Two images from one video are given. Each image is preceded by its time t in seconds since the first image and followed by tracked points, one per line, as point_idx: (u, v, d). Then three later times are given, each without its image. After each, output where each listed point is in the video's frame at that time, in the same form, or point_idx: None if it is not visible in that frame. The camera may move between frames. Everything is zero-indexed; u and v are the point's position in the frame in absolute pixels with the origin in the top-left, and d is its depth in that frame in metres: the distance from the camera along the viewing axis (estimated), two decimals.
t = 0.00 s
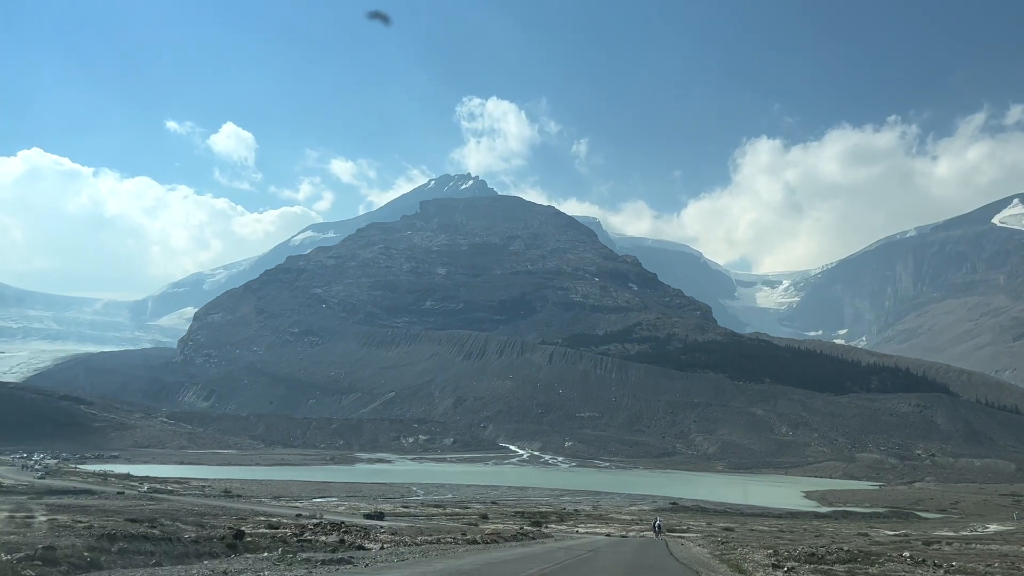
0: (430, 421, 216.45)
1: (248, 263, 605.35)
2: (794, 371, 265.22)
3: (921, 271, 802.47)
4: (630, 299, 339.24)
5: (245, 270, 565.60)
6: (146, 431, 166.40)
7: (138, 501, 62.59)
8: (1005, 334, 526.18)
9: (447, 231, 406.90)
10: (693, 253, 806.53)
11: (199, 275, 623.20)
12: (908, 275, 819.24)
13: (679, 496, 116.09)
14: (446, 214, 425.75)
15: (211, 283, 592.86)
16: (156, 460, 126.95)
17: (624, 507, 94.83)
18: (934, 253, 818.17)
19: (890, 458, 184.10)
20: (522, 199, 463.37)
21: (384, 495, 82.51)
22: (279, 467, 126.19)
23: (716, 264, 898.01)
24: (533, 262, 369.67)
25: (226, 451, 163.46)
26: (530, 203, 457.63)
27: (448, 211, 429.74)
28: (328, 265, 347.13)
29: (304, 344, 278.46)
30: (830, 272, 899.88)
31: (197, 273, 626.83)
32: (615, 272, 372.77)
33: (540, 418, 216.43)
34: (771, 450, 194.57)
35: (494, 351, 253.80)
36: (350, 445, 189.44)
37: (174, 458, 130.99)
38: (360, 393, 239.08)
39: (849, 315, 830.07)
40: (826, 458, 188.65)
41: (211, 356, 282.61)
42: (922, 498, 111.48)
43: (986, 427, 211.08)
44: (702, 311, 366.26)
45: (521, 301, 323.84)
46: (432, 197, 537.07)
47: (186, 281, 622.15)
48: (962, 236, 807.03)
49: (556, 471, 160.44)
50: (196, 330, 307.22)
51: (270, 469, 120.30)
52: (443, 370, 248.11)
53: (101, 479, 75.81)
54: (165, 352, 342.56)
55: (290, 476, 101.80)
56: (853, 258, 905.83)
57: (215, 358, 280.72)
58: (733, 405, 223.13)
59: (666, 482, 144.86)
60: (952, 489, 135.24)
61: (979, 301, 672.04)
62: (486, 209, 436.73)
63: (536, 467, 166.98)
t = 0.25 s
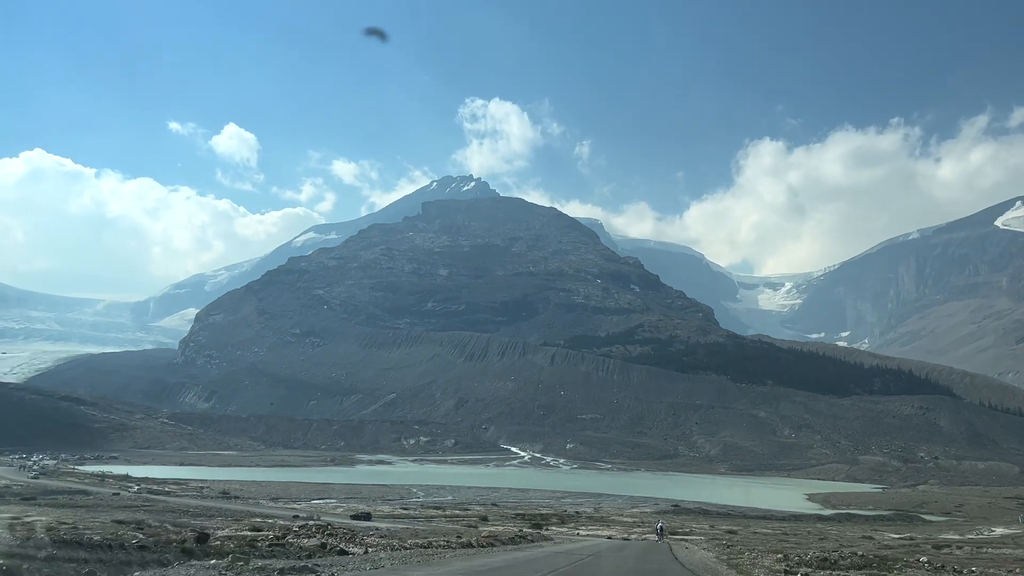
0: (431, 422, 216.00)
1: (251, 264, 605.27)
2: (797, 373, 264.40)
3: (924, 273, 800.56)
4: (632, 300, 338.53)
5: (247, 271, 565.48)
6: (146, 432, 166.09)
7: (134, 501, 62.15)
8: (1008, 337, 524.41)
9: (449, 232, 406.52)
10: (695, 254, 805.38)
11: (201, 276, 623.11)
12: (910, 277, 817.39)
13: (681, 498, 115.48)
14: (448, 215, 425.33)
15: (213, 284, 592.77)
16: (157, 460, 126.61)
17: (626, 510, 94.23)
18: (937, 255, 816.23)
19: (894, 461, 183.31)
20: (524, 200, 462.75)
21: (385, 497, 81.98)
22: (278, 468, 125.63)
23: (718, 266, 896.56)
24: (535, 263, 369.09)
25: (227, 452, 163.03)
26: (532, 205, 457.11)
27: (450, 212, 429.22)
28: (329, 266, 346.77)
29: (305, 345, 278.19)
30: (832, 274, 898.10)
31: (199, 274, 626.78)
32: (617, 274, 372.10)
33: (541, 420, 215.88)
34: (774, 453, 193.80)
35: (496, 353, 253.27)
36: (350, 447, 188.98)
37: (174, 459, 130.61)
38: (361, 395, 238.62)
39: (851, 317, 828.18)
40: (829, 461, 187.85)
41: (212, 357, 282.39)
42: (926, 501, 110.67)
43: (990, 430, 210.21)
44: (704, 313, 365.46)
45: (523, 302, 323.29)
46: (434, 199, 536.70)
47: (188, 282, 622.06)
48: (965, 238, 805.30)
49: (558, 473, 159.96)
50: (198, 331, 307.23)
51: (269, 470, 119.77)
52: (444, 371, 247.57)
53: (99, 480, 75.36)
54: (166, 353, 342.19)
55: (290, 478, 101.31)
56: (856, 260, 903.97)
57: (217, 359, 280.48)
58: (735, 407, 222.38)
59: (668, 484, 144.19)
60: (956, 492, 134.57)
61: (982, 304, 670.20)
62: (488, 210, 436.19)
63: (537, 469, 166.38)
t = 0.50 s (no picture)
0: (433, 426, 214.84)
1: (253, 268, 605.39)
2: (800, 377, 262.82)
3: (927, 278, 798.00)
4: (635, 304, 337.27)
5: (250, 275, 565.40)
6: (146, 435, 165.16)
7: (123, 506, 60.89)
8: (1013, 341, 521.82)
9: (451, 236, 405.78)
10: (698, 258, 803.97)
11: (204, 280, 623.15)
12: (914, 281, 814.78)
13: (685, 503, 114.16)
14: (450, 219, 424.50)
15: (216, 288, 592.72)
16: (155, 464, 125.60)
17: (629, 514, 92.97)
18: (940, 260, 814.08)
19: (899, 465, 181.66)
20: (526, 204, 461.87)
21: (384, 502, 80.85)
22: (278, 472, 124.48)
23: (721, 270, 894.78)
24: (537, 267, 368.06)
25: (226, 456, 161.98)
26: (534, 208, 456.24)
27: (452, 216, 428.45)
28: (331, 269, 345.96)
29: (307, 348, 277.31)
30: (836, 278, 895.63)
31: (202, 278, 626.93)
32: (620, 278, 370.76)
33: (544, 424, 214.60)
34: (778, 457, 192.23)
35: (498, 356, 252.08)
36: (351, 450, 187.76)
37: (174, 463, 129.58)
38: (362, 398, 237.51)
39: (854, 321, 825.29)
40: (834, 465, 186.31)
41: (214, 361, 281.59)
42: (933, 506, 109.24)
43: (996, 434, 208.45)
44: (707, 316, 363.93)
45: (525, 306, 322.10)
46: (436, 203, 536.16)
47: (191, 286, 622.09)
48: (968, 242, 802.99)
49: (560, 477, 158.72)
50: (200, 334, 306.49)
51: (268, 474, 118.75)
52: (446, 375, 246.40)
53: (93, 484, 74.31)
54: (168, 356, 341.45)
55: (288, 482, 100.26)
56: (859, 264, 901.36)
57: (218, 362, 279.64)
58: (739, 411, 220.87)
59: (671, 489, 142.90)
60: (963, 497, 133.11)
61: (986, 308, 667.49)
62: (490, 214, 435.32)
63: (539, 473, 165.14)
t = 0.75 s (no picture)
0: (434, 427, 214.49)
1: (255, 269, 605.50)
2: (802, 377, 262.14)
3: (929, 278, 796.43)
4: (637, 305, 336.66)
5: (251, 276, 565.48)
6: (147, 436, 164.93)
7: (118, 508, 60.54)
8: (1015, 342, 520.44)
9: (453, 237, 405.42)
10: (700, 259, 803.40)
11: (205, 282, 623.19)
12: (916, 282, 813.33)
13: (687, 504, 113.70)
14: (452, 220, 424.06)
15: (217, 290, 592.73)
16: (155, 465, 125.27)
17: (631, 516, 92.49)
18: (942, 260, 813.00)
19: (902, 466, 180.96)
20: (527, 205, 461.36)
21: (383, 503, 80.44)
22: (278, 473, 124.16)
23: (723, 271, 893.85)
24: (539, 268, 367.62)
25: (227, 457, 161.72)
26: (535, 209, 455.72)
27: (454, 217, 428.08)
28: (333, 270, 345.65)
29: (308, 349, 277.03)
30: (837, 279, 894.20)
31: (203, 279, 627.03)
32: (622, 278, 370.09)
33: (545, 425, 214.15)
34: (780, 458, 191.61)
35: (500, 357, 251.62)
36: (352, 451, 187.29)
37: (174, 464, 129.30)
38: (363, 399, 237.18)
39: (856, 322, 823.61)
40: (837, 466, 185.69)
41: (215, 362, 281.42)
42: (936, 507, 108.71)
43: (999, 434, 207.66)
44: (708, 317, 363.19)
45: (526, 306, 321.56)
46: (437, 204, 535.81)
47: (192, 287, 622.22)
48: (970, 243, 801.71)
49: (561, 478, 158.37)
50: (201, 335, 306.32)
51: (267, 475, 118.35)
52: (447, 376, 245.99)
53: (90, 485, 74.04)
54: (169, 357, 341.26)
55: (288, 483, 99.95)
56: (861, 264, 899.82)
57: (219, 363, 279.47)
58: (741, 412, 220.26)
59: (672, 490, 142.54)
60: (966, 498, 132.52)
61: (989, 309, 665.89)
62: (491, 215, 434.96)
63: (540, 474, 164.71)
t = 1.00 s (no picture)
0: (436, 427, 214.13)
1: (257, 270, 605.47)
2: (805, 377, 261.40)
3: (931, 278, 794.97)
4: (638, 305, 336.07)
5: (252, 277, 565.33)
6: (148, 438, 164.57)
7: (116, 510, 60.30)
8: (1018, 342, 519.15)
9: (454, 237, 405.01)
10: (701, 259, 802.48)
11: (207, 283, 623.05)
12: (918, 282, 811.89)
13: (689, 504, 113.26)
14: (453, 220, 423.61)
15: (218, 291, 592.60)
16: (156, 467, 124.93)
17: (633, 516, 91.94)
18: (944, 260, 811.91)
19: (905, 466, 180.27)
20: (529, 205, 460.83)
21: (384, 504, 80.01)
22: (279, 474, 123.72)
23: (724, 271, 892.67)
24: (540, 268, 367.09)
25: (228, 458, 161.32)
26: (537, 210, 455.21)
27: (455, 217, 427.64)
28: (334, 271, 345.39)
29: (309, 350, 276.72)
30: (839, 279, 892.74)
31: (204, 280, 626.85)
32: (623, 278, 369.47)
33: (547, 425, 213.66)
34: (783, 458, 190.94)
35: (501, 357, 251.14)
36: (353, 452, 186.77)
37: (175, 465, 128.98)
38: (365, 400, 236.80)
39: (858, 322, 822.13)
40: (839, 466, 185.10)
41: (217, 363, 281.29)
42: (941, 507, 108.14)
43: (1002, 433, 206.86)
44: (710, 317, 362.45)
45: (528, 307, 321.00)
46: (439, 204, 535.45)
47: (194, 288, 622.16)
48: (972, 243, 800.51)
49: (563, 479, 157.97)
50: (202, 336, 306.11)
51: (268, 476, 117.90)
52: (448, 376, 245.59)
53: (89, 486, 73.71)
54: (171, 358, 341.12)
55: (289, 485, 99.55)
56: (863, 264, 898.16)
57: (221, 364, 279.31)
58: (743, 412, 219.61)
59: (674, 490, 142.14)
60: (969, 499, 131.98)
61: (991, 309, 664.40)
62: (493, 215, 434.56)
63: (542, 475, 164.23)
